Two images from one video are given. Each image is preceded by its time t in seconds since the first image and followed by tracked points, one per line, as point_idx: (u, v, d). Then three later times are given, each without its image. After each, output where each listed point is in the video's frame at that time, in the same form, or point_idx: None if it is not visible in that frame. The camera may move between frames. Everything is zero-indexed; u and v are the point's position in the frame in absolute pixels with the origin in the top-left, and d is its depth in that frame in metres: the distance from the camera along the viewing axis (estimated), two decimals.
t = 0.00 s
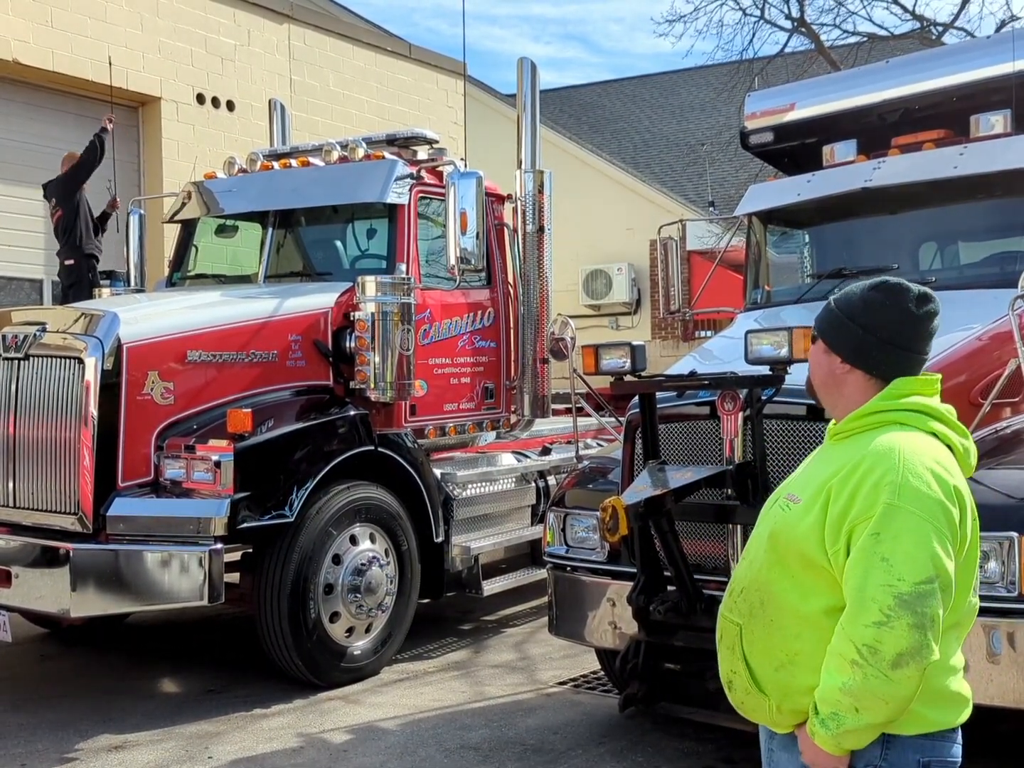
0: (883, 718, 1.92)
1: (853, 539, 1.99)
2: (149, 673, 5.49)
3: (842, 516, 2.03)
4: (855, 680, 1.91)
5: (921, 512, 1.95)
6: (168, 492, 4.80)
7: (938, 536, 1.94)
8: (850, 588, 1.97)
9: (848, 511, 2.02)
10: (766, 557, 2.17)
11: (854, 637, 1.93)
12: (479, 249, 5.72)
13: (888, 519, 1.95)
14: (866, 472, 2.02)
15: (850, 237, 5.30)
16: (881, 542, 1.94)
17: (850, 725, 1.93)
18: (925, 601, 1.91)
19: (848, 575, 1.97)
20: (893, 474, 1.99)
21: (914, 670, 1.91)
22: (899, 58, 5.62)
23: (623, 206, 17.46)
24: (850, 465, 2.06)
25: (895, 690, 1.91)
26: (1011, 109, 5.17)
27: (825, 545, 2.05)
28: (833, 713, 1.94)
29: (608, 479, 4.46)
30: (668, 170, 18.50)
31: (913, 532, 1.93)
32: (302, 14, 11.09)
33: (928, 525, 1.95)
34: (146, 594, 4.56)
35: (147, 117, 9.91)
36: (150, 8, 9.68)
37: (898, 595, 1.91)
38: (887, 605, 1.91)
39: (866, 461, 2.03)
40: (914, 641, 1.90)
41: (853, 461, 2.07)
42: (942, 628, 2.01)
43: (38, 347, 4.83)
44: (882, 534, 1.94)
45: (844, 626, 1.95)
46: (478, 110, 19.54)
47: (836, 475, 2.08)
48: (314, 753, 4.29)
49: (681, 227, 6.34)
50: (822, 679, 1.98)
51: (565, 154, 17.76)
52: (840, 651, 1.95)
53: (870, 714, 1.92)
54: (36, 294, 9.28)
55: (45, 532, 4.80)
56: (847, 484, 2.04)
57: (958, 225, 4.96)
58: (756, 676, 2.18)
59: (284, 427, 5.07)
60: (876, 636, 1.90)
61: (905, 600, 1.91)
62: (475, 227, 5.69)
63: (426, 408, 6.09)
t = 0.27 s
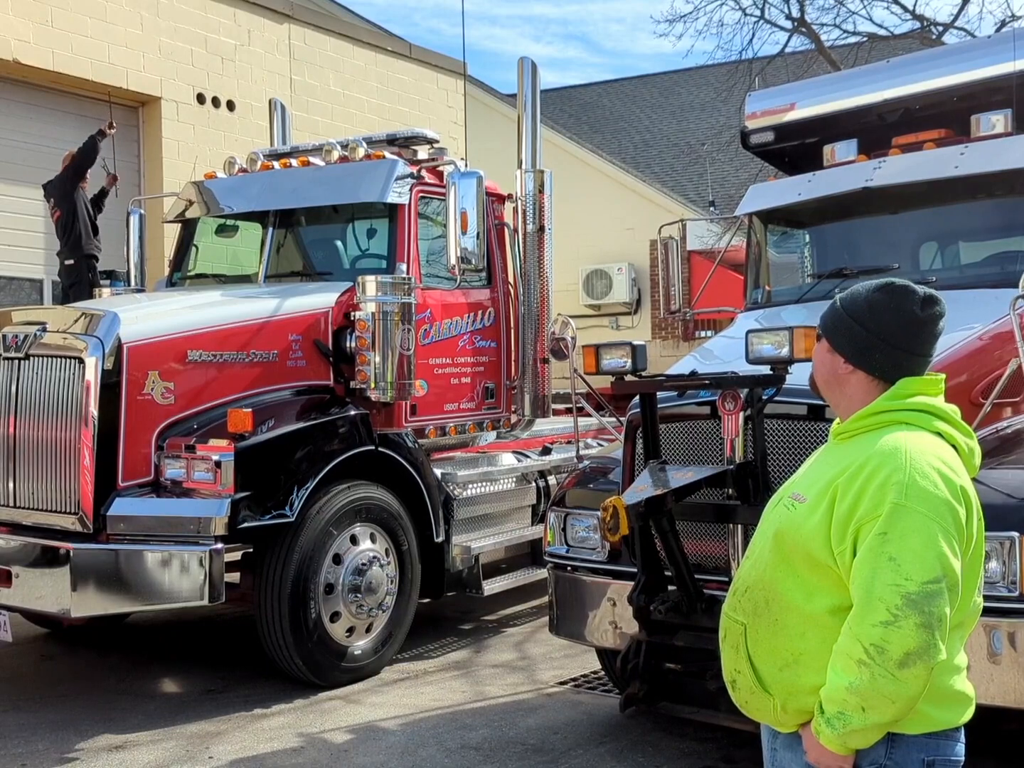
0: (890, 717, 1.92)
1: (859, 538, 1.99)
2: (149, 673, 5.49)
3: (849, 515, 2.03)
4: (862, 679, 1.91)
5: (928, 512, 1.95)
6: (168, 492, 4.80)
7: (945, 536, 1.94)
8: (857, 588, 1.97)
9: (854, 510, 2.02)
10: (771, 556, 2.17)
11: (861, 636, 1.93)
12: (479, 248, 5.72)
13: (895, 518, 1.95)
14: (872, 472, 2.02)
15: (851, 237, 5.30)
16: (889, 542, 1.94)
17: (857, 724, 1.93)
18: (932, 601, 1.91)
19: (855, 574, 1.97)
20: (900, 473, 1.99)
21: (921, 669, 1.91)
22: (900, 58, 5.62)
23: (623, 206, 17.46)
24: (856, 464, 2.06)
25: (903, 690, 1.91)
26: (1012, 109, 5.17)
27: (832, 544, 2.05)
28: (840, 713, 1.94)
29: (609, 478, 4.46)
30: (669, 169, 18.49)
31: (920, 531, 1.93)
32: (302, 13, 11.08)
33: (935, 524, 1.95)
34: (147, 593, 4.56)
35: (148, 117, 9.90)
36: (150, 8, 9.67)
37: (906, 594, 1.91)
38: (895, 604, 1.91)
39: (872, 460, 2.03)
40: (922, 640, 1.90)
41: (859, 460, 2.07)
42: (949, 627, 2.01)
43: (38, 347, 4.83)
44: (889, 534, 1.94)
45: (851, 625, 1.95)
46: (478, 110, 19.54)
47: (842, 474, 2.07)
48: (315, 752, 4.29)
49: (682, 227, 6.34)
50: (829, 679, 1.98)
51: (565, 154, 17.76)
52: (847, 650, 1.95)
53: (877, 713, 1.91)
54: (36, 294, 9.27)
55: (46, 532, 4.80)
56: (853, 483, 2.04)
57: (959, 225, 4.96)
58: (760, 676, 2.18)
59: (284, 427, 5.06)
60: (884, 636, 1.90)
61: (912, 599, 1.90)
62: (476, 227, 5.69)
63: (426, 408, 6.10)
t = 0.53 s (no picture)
0: (893, 720, 1.92)
1: (861, 542, 1.99)
2: (150, 674, 5.50)
3: (851, 518, 2.03)
4: (865, 681, 1.91)
5: (930, 514, 1.95)
6: (169, 492, 4.80)
7: (947, 539, 1.94)
8: (859, 590, 1.96)
9: (857, 514, 2.02)
10: (773, 559, 2.16)
11: (863, 639, 1.92)
12: (479, 249, 5.72)
13: (897, 521, 1.95)
14: (875, 474, 2.02)
15: (852, 237, 5.30)
16: (891, 545, 1.94)
17: (860, 726, 1.93)
18: (934, 604, 1.90)
19: (857, 577, 1.97)
20: (903, 476, 1.98)
21: (924, 672, 1.91)
22: (901, 59, 5.62)
23: (624, 206, 17.46)
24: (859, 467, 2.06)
25: (905, 693, 1.91)
26: (1012, 110, 5.17)
27: (834, 547, 2.05)
28: (842, 716, 1.94)
29: (610, 479, 4.46)
30: (669, 170, 18.49)
31: (922, 534, 1.93)
32: (302, 14, 11.08)
33: (938, 527, 1.94)
34: (147, 594, 4.56)
35: (148, 117, 9.90)
36: (150, 8, 9.68)
37: (909, 597, 1.90)
38: (898, 607, 1.90)
39: (875, 463, 2.03)
40: (924, 643, 1.90)
41: (861, 463, 2.07)
42: (951, 629, 2.00)
43: (39, 347, 4.83)
44: (891, 536, 1.94)
45: (854, 628, 1.95)
46: (479, 110, 19.54)
47: (844, 477, 2.07)
48: (315, 753, 4.29)
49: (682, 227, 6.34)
50: (831, 681, 1.98)
51: (566, 155, 17.76)
52: (849, 653, 1.94)
53: (880, 716, 1.91)
54: (36, 295, 9.28)
55: (46, 532, 4.80)
56: (856, 486, 2.04)
57: (959, 226, 4.96)
58: (762, 679, 2.18)
59: (285, 428, 5.06)
60: (886, 638, 1.90)
61: (915, 602, 1.90)
62: (476, 227, 5.69)
63: (427, 409, 6.10)
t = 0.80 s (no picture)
0: (894, 721, 1.92)
1: (862, 543, 1.99)
2: (150, 674, 5.50)
3: (852, 519, 2.03)
4: (867, 683, 1.91)
5: (931, 515, 1.95)
6: (169, 493, 4.80)
7: (948, 540, 1.94)
8: (860, 592, 1.96)
9: (858, 515, 2.02)
10: (773, 561, 2.16)
11: (865, 640, 1.92)
12: (479, 250, 5.71)
13: (898, 522, 1.95)
14: (875, 475, 2.02)
15: (852, 238, 5.30)
16: (892, 546, 1.94)
17: (862, 727, 1.93)
18: (935, 605, 1.90)
19: (858, 578, 1.97)
20: (904, 477, 1.98)
21: (926, 673, 1.91)
22: (901, 59, 5.62)
23: (624, 207, 17.46)
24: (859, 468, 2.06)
25: (906, 694, 1.91)
26: (1013, 110, 5.17)
27: (835, 549, 2.05)
28: (844, 717, 1.94)
29: (610, 480, 4.46)
30: (669, 170, 18.50)
31: (923, 536, 1.93)
32: (303, 14, 11.08)
33: (939, 527, 1.94)
34: (148, 594, 4.56)
35: (148, 118, 9.90)
36: (151, 9, 9.68)
37: (910, 598, 1.90)
38: (899, 609, 1.90)
39: (875, 464, 2.03)
40: (926, 644, 1.90)
41: (861, 464, 2.07)
42: (953, 630, 2.00)
43: (39, 348, 4.83)
44: (892, 537, 1.94)
45: (855, 629, 1.95)
46: (479, 111, 19.54)
47: (845, 479, 2.07)
48: (316, 754, 4.29)
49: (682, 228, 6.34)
50: (832, 683, 1.98)
51: (566, 155, 17.76)
52: (851, 654, 1.94)
53: (881, 717, 1.91)
54: (37, 296, 9.28)
55: (47, 533, 4.80)
56: (856, 487, 2.04)
57: (960, 226, 4.96)
58: (763, 681, 2.18)
59: (285, 428, 5.06)
60: (888, 640, 1.90)
61: (916, 603, 1.90)
62: (476, 228, 5.68)
63: (427, 409, 6.10)
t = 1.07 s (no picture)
0: (895, 720, 1.92)
1: (862, 542, 1.99)
2: (150, 674, 5.50)
3: (852, 518, 2.03)
4: (868, 682, 1.91)
5: (931, 515, 1.95)
6: (169, 493, 4.80)
7: (949, 539, 1.95)
8: (861, 591, 1.97)
9: (858, 514, 2.02)
10: (772, 560, 2.17)
11: (866, 640, 1.93)
12: (479, 250, 5.71)
13: (899, 521, 1.95)
14: (875, 475, 2.02)
15: (852, 238, 5.30)
16: (893, 545, 1.94)
17: (862, 727, 1.93)
18: (936, 604, 1.91)
19: (859, 577, 1.97)
20: (904, 476, 1.99)
21: (926, 672, 1.91)
22: (901, 60, 5.62)
23: (624, 207, 17.47)
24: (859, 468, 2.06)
25: (907, 693, 1.91)
26: (1012, 111, 5.17)
27: (835, 548, 2.06)
28: (844, 717, 1.94)
29: (609, 480, 4.46)
30: (669, 170, 18.50)
31: (924, 535, 1.94)
32: (302, 14, 11.08)
33: (940, 527, 1.95)
34: (148, 594, 4.56)
35: (148, 118, 9.90)
36: (151, 9, 9.68)
37: (910, 597, 1.91)
38: (900, 608, 1.90)
39: (875, 463, 2.03)
40: (927, 643, 1.90)
41: (861, 463, 2.07)
42: (953, 629, 2.01)
43: (39, 348, 4.83)
44: (893, 536, 1.94)
45: (856, 629, 1.95)
46: (478, 111, 19.55)
47: (844, 478, 2.08)
48: (315, 753, 4.29)
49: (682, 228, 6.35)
50: (833, 682, 1.98)
51: (566, 155, 17.76)
52: (851, 653, 1.95)
53: (882, 716, 1.92)
54: (37, 296, 9.29)
55: (47, 532, 4.80)
56: (856, 486, 2.04)
57: (959, 226, 4.96)
58: (762, 680, 2.18)
59: (285, 428, 5.06)
60: (889, 639, 1.90)
61: (917, 603, 1.91)
62: (476, 228, 5.69)
63: (427, 409, 6.10)
